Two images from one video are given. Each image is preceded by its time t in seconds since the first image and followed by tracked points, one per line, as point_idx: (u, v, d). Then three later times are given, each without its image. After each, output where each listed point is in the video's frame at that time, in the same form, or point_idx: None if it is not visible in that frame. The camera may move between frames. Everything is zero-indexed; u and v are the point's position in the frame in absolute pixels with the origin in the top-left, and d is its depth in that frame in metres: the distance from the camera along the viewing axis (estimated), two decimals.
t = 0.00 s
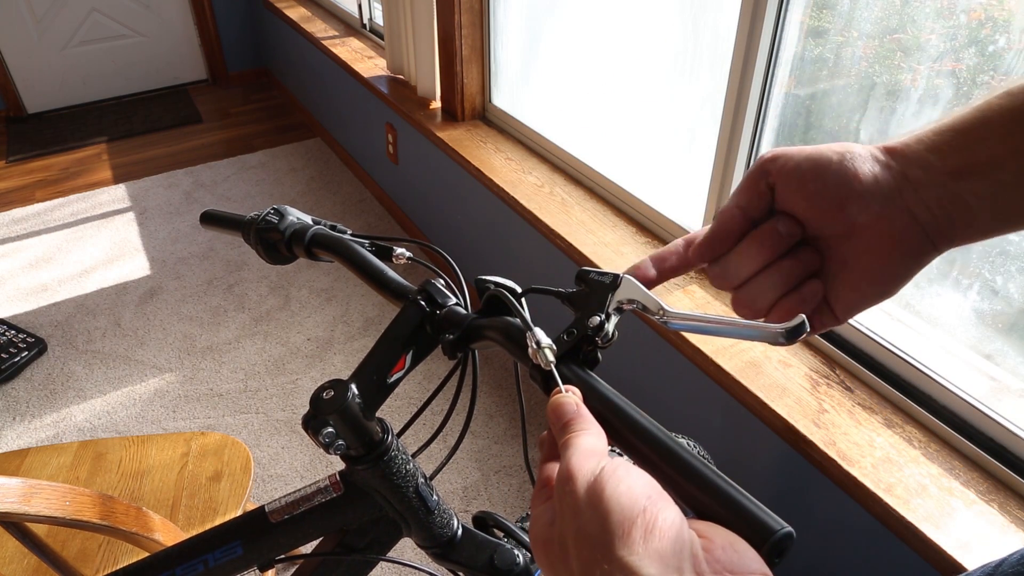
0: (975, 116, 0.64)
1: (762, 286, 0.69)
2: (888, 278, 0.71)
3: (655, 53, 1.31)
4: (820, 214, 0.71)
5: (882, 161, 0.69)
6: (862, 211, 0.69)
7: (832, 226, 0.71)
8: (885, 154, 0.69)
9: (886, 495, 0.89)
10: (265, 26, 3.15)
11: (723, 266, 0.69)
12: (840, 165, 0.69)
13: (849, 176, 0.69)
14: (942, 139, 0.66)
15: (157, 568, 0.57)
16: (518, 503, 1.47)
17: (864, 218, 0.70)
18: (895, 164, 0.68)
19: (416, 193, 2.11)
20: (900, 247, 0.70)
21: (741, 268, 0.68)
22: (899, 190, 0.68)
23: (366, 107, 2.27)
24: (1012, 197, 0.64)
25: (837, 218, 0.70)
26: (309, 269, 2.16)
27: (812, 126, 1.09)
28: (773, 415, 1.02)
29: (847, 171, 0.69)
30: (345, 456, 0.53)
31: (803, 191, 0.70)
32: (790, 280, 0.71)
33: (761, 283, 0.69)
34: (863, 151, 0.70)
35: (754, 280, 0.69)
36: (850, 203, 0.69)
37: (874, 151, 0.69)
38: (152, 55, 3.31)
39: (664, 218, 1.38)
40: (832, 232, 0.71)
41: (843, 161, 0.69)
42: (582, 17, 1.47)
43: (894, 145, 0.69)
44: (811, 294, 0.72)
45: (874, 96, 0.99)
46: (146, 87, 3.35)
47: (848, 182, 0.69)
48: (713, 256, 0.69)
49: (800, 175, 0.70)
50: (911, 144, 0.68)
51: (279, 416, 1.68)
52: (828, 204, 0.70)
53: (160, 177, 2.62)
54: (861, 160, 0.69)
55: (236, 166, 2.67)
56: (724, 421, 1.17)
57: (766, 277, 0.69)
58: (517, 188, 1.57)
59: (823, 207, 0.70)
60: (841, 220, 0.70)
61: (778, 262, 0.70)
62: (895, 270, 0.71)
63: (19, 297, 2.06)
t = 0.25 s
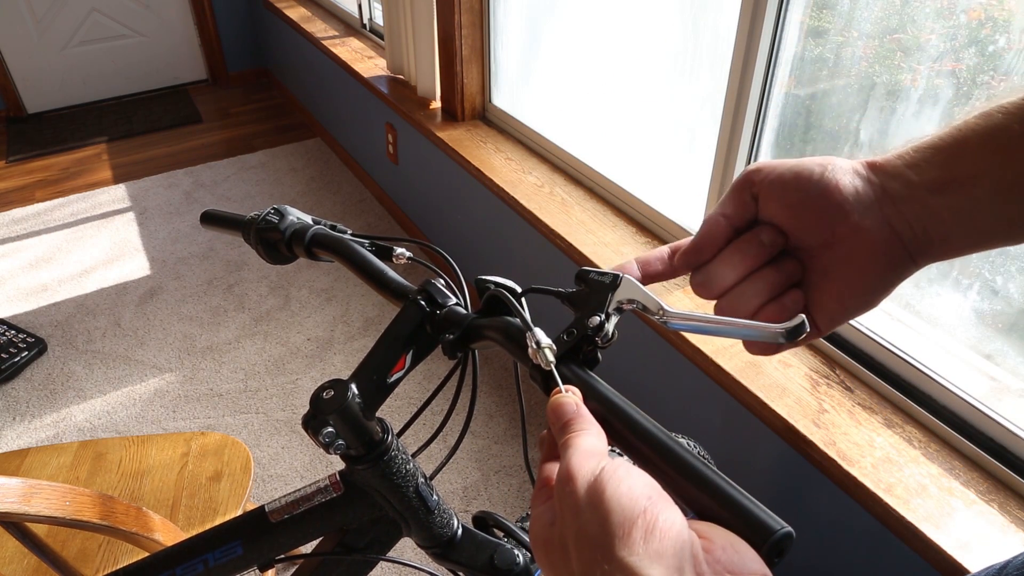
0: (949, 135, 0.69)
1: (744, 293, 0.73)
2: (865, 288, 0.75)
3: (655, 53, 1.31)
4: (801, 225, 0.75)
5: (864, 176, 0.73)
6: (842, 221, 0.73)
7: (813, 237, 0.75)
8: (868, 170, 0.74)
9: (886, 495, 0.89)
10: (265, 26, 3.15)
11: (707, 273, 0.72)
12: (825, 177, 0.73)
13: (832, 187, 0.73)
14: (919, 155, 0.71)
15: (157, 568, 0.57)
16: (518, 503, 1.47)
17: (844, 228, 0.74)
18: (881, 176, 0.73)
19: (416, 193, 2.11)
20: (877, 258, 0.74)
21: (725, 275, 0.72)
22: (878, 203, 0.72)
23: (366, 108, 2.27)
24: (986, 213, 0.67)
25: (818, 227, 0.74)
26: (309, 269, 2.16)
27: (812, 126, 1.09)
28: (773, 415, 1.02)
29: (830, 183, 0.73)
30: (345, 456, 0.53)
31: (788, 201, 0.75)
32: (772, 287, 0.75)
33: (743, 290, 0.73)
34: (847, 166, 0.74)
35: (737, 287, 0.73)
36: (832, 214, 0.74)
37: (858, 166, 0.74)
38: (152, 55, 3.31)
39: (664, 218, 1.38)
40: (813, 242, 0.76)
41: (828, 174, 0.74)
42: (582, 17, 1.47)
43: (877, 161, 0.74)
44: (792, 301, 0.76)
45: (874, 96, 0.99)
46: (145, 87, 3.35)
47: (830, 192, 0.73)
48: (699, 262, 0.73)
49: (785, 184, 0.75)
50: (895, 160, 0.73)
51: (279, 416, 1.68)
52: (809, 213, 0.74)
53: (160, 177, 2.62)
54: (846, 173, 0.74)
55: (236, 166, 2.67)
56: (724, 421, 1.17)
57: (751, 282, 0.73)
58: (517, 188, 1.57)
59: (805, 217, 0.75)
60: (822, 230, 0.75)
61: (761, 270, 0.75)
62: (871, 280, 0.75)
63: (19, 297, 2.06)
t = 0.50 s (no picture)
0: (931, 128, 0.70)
1: (733, 288, 0.72)
2: (852, 282, 0.75)
3: (655, 52, 1.31)
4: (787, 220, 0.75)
5: (847, 170, 0.74)
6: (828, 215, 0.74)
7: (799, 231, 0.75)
8: (851, 164, 0.74)
9: (886, 495, 0.89)
10: (265, 26, 3.15)
11: (695, 269, 0.72)
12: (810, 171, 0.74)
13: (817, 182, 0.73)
14: (902, 149, 0.71)
15: (157, 568, 0.57)
16: (518, 503, 1.47)
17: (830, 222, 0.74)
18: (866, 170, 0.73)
19: (416, 193, 2.11)
20: (863, 251, 0.74)
21: (713, 270, 0.72)
22: (863, 196, 0.73)
23: (366, 108, 2.27)
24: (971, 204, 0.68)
25: (804, 222, 0.75)
26: (309, 269, 2.16)
27: (812, 126, 1.09)
28: (773, 415, 1.02)
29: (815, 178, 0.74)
30: (345, 455, 0.53)
31: (774, 196, 0.75)
32: (761, 283, 0.74)
33: (732, 284, 0.72)
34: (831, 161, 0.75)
35: (726, 282, 0.72)
36: (817, 208, 0.74)
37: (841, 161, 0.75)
38: (152, 55, 3.31)
39: (664, 218, 1.38)
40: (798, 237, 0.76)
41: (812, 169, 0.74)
42: (582, 17, 1.47)
43: (860, 156, 0.74)
44: (780, 296, 0.76)
45: (874, 96, 0.99)
46: (145, 87, 3.35)
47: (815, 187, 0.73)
48: (685, 258, 0.72)
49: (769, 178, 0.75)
50: (878, 155, 0.73)
51: (279, 416, 1.68)
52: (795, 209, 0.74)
53: (160, 177, 2.62)
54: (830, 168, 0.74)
55: (236, 166, 2.67)
56: (724, 421, 1.17)
57: (740, 277, 0.73)
58: (517, 188, 1.57)
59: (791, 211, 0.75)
60: (809, 225, 0.75)
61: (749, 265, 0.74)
62: (857, 274, 0.75)
63: (19, 297, 2.06)
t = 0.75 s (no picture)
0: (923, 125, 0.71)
1: (729, 287, 0.72)
2: (847, 279, 0.75)
3: (655, 52, 1.31)
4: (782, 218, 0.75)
5: (841, 168, 0.74)
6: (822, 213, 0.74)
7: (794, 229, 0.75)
8: (844, 162, 0.74)
9: (886, 495, 0.89)
10: (265, 26, 3.15)
11: (693, 268, 0.71)
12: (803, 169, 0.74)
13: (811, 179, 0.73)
14: (895, 147, 0.72)
15: (158, 567, 0.57)
16: (518, 503, 1.47)
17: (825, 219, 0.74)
18: (861, 167, 0.73)
19: (416, 193, 2.11)
20: (858, 248, 0.74)
21: (711, 270, 0.71)
22: (856, 194, 0.73)
23: (366, 108, 2.27)
24: (964, 202, 0.68)
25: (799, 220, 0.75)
26: (309, 269, 2.16)
27: (812, 126, 1.09)
28: (773, 415, 1.02)
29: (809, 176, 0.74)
30: (345, 455, 0.53)
31: (769, 195, 0.75)
32: (758, 281, 0.74)
33: (730, 284, 0.72)
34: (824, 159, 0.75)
35: (724, 283, 0.72)
36: (811, 206, 0.74)
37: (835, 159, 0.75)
38: (152, 55, 3.31)
39: (663, 218, 1.38)
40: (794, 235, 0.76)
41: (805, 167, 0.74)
42: (582, 17, 1.47)
43: (853, 154, 0.75)
44: (777, 294, 0.76)
45: (874, 96, 0.99)
46: (146, 87, 3.35)
47: (809, 185, 0.73)
48: (680, 258, 0.72)
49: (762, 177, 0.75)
50: (870, 154, 0.73)
51: (279, 416, 1.68)
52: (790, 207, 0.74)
53: (160, 177, 2.62)
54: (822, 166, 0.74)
55: (236, 166, 2.67)
56: (724, 421, 1.17)
57: (736, 275, 0.72)
58: (517, 188, 1.57)
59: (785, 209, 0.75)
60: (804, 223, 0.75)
61: (746, 264, 0.74)
62: (854, 271, 0.75)
63: (19, 297, 2.06)
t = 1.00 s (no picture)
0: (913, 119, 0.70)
1: (722, 289, 0.72)
2: (839, 273, 0.76)
3: (655, 53, 1.31)
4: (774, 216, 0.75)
5: (831, 162, 0.74)
6: (813, 209, 0.74)
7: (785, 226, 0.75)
8: (834, 156, 0.74)
9: (886, 495, 0.89)
10: (265, 26, 3.15)
11: (686, 269, 0.72)
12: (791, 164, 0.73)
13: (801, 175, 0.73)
14: (884, 140, 0.71)
15: (158, 569, 0.57)
16: (518, 503, 1.47)
17: (816, 216, 0.74)
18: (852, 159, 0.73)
19: (416, 193, 2.11)
20: (850, 242, 0.74)
21: (706, 272, 0.72)
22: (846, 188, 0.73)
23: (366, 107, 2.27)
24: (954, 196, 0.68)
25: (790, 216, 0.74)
26: (309, 269, 2.16)
27: (812, 126, 1.09)
28: (773, 415, 1.02)
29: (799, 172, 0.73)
30: (345, 458, 0.53)
31: (759, 192, 0.74)
32: (750, 280, 0.75)
33: (723, 284, 0.72)
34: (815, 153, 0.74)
35: (716, 285, 0.72)
36: (799, 202, 0.74)
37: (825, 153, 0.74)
38: (152, 55, 3.31)
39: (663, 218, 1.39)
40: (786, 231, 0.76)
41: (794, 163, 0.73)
42: (582, 18, 1.47)
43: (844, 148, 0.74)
44: (769, 289, 0.76)
45: (874, 96, 0.99)
46: (145, 87, 3.35)
47: (798, 182, 0.73)
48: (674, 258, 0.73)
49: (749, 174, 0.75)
50: (859, 147, 0.73)
51: (279, 416, 1.69)
52: (780, 203, 0.74)
53: (160, 177, 2.62)
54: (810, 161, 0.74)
55: (236, 166, 2.67)
56: (724, 421, 1.17)
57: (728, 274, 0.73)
58: (517, 188, 1.57)
59: (773, 206, 0.74)
60: (796, 220, 0.75)
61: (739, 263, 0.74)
62: (846, 265, 0.75)
63: (19, 297, 2.06)
